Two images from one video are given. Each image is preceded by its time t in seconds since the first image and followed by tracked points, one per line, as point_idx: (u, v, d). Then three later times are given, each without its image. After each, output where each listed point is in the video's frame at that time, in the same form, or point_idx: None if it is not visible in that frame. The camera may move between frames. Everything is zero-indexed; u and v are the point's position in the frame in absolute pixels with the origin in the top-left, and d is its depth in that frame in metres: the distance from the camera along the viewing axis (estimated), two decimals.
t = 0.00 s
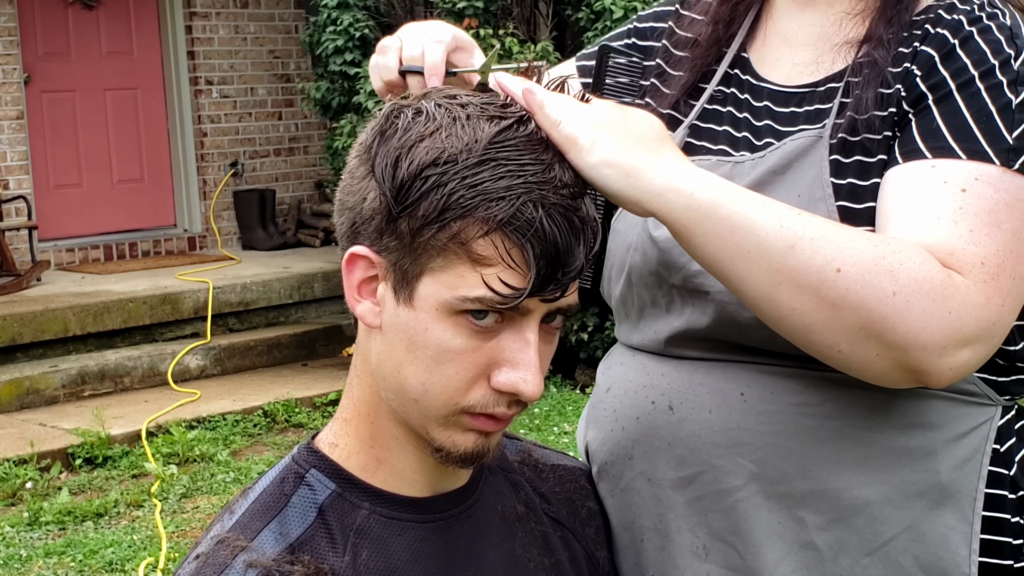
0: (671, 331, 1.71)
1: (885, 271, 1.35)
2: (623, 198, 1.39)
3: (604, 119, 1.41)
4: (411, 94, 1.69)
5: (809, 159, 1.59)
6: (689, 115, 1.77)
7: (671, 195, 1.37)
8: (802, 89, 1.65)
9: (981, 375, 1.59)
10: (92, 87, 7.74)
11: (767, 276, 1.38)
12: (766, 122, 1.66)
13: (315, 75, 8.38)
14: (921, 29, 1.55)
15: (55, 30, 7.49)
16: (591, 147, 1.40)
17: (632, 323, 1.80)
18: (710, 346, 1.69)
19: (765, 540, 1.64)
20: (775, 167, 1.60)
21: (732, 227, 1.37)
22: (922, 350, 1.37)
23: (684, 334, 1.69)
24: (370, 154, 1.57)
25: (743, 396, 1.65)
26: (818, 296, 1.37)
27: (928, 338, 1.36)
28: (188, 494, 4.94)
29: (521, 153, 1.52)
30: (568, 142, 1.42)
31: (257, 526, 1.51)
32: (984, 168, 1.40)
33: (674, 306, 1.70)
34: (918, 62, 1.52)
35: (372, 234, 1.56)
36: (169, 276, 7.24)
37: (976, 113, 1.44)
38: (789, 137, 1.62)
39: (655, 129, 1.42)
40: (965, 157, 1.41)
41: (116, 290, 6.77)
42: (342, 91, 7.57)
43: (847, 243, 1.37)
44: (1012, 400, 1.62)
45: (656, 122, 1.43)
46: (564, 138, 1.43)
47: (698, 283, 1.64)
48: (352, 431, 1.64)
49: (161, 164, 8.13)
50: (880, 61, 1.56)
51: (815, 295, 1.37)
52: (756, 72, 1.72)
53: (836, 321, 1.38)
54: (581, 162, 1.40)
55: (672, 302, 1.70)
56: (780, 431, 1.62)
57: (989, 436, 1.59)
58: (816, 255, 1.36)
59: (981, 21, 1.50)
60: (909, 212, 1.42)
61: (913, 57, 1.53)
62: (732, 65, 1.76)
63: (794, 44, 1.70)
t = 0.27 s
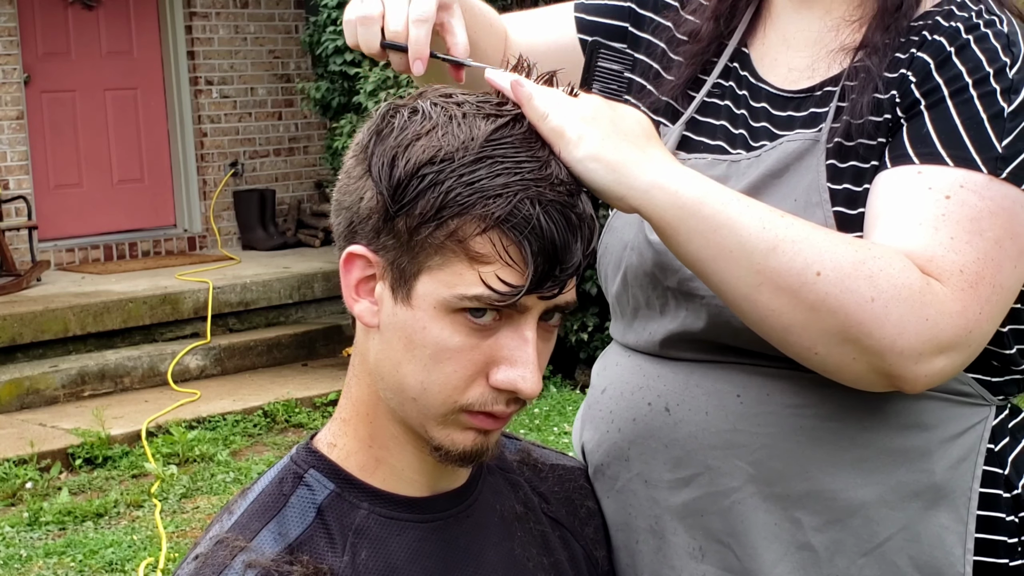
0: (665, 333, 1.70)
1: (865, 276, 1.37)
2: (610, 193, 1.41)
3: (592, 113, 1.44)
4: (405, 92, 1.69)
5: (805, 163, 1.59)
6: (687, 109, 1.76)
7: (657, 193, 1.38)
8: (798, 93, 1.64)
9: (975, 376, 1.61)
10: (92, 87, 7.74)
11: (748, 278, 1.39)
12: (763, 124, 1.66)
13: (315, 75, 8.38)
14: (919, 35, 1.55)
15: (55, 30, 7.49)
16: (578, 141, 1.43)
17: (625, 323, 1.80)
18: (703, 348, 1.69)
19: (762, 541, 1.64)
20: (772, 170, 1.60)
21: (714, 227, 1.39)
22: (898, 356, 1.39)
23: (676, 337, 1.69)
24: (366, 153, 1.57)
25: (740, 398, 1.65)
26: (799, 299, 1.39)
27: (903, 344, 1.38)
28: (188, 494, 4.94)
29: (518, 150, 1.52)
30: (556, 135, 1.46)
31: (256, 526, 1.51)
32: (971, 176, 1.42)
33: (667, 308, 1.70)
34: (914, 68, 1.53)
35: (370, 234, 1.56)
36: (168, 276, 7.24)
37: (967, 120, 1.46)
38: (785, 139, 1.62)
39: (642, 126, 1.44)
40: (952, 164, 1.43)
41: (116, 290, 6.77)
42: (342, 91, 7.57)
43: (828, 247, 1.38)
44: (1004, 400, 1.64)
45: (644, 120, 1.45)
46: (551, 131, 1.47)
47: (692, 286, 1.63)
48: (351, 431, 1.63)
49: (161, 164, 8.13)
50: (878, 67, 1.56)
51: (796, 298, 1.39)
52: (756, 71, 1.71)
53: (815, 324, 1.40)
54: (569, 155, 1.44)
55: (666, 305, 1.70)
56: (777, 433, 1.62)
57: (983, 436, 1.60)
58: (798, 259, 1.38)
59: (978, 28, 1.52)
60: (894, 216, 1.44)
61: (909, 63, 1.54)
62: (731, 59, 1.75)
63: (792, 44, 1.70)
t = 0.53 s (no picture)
0: (664, 335, 1.70)
1: (857, 283, 1.37)
2: (604, 194, 1.42)
3: (588, 111, 1.45)
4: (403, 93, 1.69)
5: (805, 166, 1.59)
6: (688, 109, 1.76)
7: (650, 196, 1.39)
8: (799, 96, 1.64)
9: (974, 378, 1.61)
10: (92, 87, 7.74)
11: (740, 282, 1.40)
12: (763, 126, 1.65)
13: (315, 75, 8.38)
14: (921, 40, 1.55)
15: (55, 30, 7.49)
16: (574, 140, 1.44)
17: (624, 322, 1.80)
18: (702, 350, 1.69)
19: (761, 542, 1.64)
20: (771, 173, 1.59)
21: (707, 231, 1.39)
22: (887, 362, 1.40)
23: (675, 338, 1.69)
24: (364, 152, 1.57)
25: (738, 400, 1.65)
26: (790, 304, 1.39)
27: (891, 351, 1.39)
28: (188, 494, 4.94)
29: (515, 148, 1.52)
30: (552, 135, 1.47)
31: (255, 527, 1.51)
32: (966, 183, 1.42)
33: (667, 310, 1.69)
34: (914, 73, 1.53)
35: (367, 232, 1.56)
36: (168, 276, 7.24)
37: (965, 126, 1.46)
38: (783, 141, 1.61)
39: (637, 126, 1.44)
40: (949, 170, 1.43)
41: (116, 290, 6.77)
42: (342, 91, 7.58)
43: (819, 251, 1.39)
44: (1003, 402, 1.65)
45: (641, 120, 1.45)
46: (547, 131, 1.48)
47: (691, 290, 1.63)
48: (350, 431, 1.63)
49: (161, 164, 8.13)
50: (879, 70, 1.56)
51: (787, 303, 1.39)
52: (757, 71, 1.71)
53: (805, 329, 1.40)
54: (565, 155, 1.45)
55: (665, 307, 1.69)
56: (776, 434, 1.62)
57: (982, 437, 1.60)
58: (789, 264, 1.38)
59: (980, 33, 1.51)
60: (889, 220, 1.44)
61: (910, 67, 1.54)
62: (733, 57, 1.75)
63: (793, 45, 1.69)
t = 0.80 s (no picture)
0: (664, 335, 1.70)
1: (853, 285, 1.37)
2: (601, 194, 1.42)
3: (587, 110, 1.44)
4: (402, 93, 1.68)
5: (806, 167, 1.59)
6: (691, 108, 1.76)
7: (648, 196, 1.39)
8: (800, 97, 1.64)
9: (975, 379, 1.61)
10: (92, 87, 7.74)
11: (737, 283, 1.40)
12: (764, 126, 1.65)
13: (315, 75, 8.38)
14: (922, 41, 1.55)
15: (55, 30, 7.49)
16: (572, 140, 1.44)
17: (625, 322, 1.80)
18: (702, 350, 1.69)
19: (761, 542, 1.64)
20: (772, 174, 1.59)
21: (704, 231, 1.39)
22: (882, 364, 1.40)
23: (676, 338, 1.69)
24: (363, 152, 1.57)
25: (740, 399, 1.65)
26: (786, 305, 1.39)
27: (887, 353, 1.39)
28: (188, 494, 4.94)
29: (514, 147, 1.52)
30: (551, 136, 1.46)
31: (254, 527, 1.51)
32: (964, 184, 1.42)
33: (667, 310, 1.69)
34: (916, 74, 1.53)
35: (367, 232, 1.56)
36: (168, 276, 7.24)
37: (965, 128, 1.46)
38: (784, 142, 1.61)
39: (636, 125, 1.44)
40: (949, 172, 1.43)
41: (116, 290, 6.77)
42: (342, 91, 7.58)
43: (816, 253, 1.39)
44: (1004, 402, 1.64)
45: (639, 119, 1.45)
46: (546, 132, 1.47)
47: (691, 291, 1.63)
48: (349, 431, 1.63)
49: (161, 164, 8.13)
50: (881, 71, 1.55)
51: (784, 304, 1.39)
52: (759, 71, 1.71)
53: (801, 330, 1.40)
54: (563, 155, 1.45)
55: (666, 307, 1.69)
56: (777, 434, 1.62)
57: (983, 438, 1.60)
58: (785, 265, 1.38)
59: (982, 34, 1.51)
60: (887, 221, 1.44)
61: (912, 69, 1.54)
62: (735, 57, 1.75)
63: (795, 44, 1.69)
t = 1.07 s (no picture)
0: (664, 334, 1.70)
1: (851, 284, 1.37)
2: (600, 193, 1.42)
3: (585, 109, 1.44)
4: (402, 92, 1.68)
5: (807, 166, 1.59)
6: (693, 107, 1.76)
7: (646, 195, 1.39)
8: (801, 97, 1.64)
9: (976, 379, 1.61)
10: (92, 87, 7.74)
11: (734, 282, 1.40)
12: (765, 126, 1.65)
13: (316, 75, 8.39)
14: (923, 40, 1.55)
15: (55, 30, 7.49)
16: (570, 139, 1.44)
17: (626, 322, 1.80)
18: (702, 348, 1.69)
19: (762, 541, 1.64)
20: (772, 173, 1.59)
21: (701, 230, 1.39)
22: (879, 364, 1.40)
23: (675, 338, 1.69)
24: (363, 152, 1.57)
25: (740, 398, 1.65)
26: (784, 305, 1.39)
27: (883, 353, 1.39)
28: (188, 494, 4.94)
29: (515, 146, 1.52)
30: (548, 135, 1.46)
31: (255, 526, 1.51)
32: (964, 184, 1.42)
33: (667, 309, 1.69)
34: (916, 74, 1.53)
35: (367, 232, 1.56)
36: (168, 276, 7.24)
37: (964, 128, 1.45)
38: (784, 141, 1.61)
39: (634, 124, 1.44)
40: (947, 172, 1.43)
41: (116, 290, 6.76)
42: (343, 91, 7.58)
43: (813, 252, 1.39)
44: (1004, 402, 1.64)
45: (638, 118, 1.45)
46: (545, 130, 1.46)
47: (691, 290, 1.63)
48: (350, 431, 1.63)
49: (161, 164, 8.14)
50: (883, 70, 1.55)
51: (781, 304, 1.39)
52: (759, 71, 1.71)
53: (798, 329, 1.40)
54: (562, 154, 1.45)
55: (666, 307, 1.69)
56: (778, 433, 1.62)
57: (983, 437, 1.60)
58: (783, 264, 1.38)
59: (982, 35, 1.51)
60: (886, 221, 1.44)
61: (912, 69, 1.54)
62: (737, 56, 1.75)
63: (796, 44, 1.69)
